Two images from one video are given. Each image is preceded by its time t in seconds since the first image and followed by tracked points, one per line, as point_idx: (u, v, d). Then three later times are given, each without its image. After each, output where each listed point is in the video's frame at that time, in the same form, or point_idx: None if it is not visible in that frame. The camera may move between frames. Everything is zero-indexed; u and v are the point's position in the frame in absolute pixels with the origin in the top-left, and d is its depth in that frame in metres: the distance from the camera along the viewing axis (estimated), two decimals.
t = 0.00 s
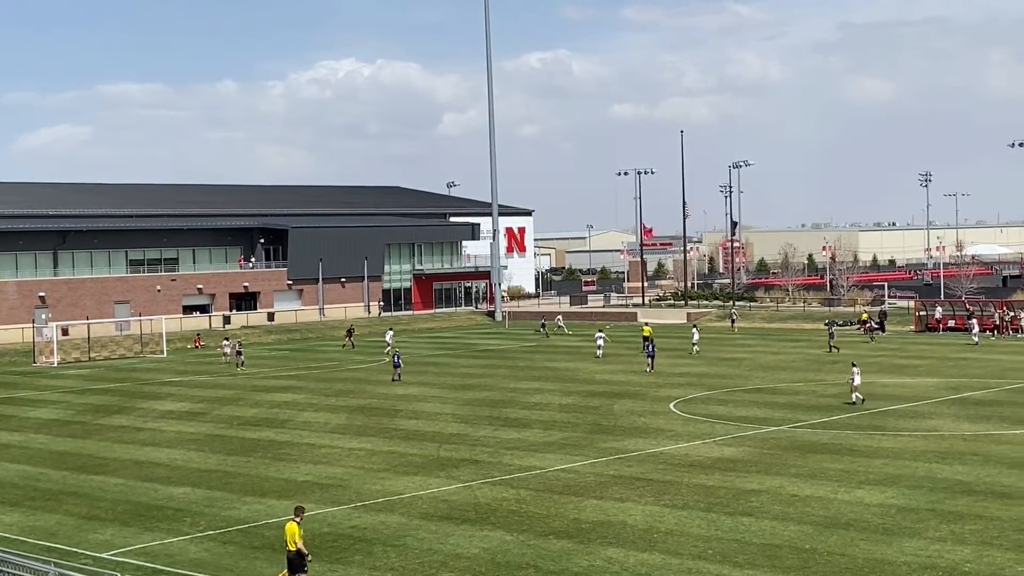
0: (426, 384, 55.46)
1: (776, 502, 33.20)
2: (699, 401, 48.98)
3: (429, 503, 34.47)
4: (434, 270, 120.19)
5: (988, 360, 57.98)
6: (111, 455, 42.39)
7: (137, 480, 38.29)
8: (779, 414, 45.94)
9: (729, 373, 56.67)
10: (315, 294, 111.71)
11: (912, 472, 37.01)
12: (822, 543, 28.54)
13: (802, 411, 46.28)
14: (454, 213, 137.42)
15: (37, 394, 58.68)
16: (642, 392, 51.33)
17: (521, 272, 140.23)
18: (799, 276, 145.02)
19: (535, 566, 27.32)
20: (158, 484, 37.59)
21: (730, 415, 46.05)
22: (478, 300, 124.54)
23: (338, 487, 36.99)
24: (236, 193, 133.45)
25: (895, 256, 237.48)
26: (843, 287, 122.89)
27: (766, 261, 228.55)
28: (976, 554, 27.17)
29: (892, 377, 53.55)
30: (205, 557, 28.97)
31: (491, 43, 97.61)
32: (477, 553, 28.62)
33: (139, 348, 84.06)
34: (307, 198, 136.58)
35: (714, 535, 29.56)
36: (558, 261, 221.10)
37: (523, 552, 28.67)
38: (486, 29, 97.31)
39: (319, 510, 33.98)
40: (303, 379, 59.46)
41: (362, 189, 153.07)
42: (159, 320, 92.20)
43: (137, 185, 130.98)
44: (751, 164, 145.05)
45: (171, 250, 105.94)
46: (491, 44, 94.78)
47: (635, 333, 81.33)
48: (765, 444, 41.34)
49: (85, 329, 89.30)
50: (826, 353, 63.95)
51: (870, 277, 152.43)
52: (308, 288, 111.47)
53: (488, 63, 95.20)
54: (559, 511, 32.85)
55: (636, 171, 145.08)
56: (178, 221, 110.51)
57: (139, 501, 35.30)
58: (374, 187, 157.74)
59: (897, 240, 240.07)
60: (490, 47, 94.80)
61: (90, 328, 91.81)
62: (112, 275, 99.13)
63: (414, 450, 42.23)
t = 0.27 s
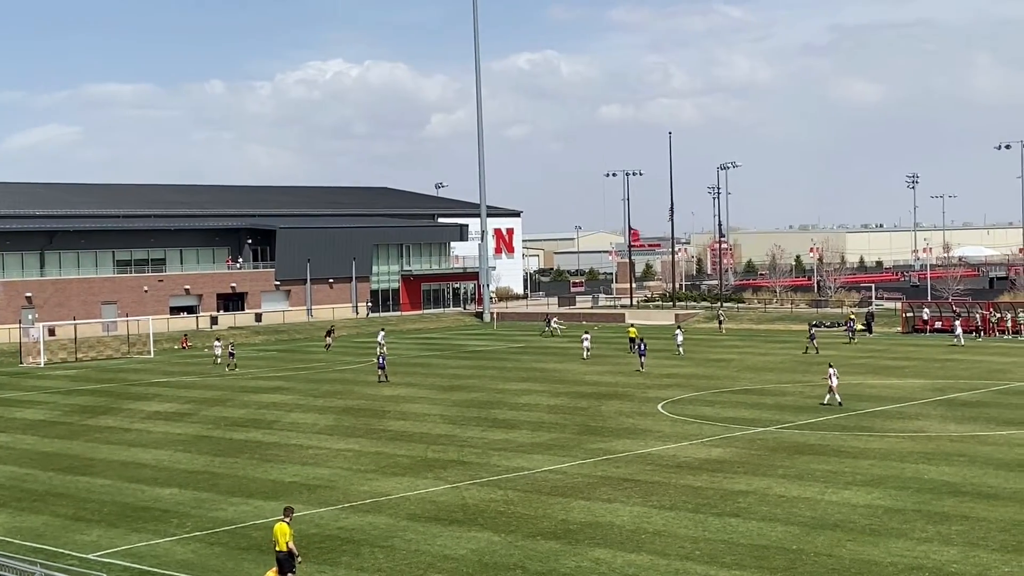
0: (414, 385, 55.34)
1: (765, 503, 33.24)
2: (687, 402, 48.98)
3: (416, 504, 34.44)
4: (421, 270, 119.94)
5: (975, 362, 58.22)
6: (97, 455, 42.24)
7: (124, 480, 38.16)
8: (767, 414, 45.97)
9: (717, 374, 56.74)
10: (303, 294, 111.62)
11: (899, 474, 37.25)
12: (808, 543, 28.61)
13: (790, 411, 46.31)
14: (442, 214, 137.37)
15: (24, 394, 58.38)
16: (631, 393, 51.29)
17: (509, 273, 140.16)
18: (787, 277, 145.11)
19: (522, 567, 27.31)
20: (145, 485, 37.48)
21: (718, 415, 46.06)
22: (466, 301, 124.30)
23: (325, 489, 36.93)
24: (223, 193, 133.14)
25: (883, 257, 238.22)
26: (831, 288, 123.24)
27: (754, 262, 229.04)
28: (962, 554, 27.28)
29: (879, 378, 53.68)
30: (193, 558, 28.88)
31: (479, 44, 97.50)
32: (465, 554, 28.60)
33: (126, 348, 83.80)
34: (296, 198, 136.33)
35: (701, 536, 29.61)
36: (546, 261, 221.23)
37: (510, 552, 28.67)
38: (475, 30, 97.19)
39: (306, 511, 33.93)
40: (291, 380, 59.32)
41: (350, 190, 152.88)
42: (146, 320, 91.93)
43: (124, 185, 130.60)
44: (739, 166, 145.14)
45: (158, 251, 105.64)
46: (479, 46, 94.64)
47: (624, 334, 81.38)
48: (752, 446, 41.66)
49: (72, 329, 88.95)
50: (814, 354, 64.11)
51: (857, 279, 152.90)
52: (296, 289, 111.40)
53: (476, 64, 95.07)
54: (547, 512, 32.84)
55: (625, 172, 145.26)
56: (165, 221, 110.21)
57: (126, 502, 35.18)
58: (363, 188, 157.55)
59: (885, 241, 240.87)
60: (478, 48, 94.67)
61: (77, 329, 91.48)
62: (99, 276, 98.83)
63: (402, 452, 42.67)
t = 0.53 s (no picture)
0: (402, 387, 55.24)
1: (754, 506, 33.32)
2: (675, 404, 48.95)
3: (404, 508, 34.40)
4: (410, 272, 119.93)
5: (962, 364, 58.46)
6: (84, 457, 42.08)
7: (111, 483, 38.02)
8: (755, 416, 45.99)
9: (705, 376, 56.80)
10: (291, 296, 111.19)
11: (886, 479, 37.42)
12: (795, 546, 28.67)
13: (777, 413, 46.32)
14: (431, 216, 137.27)
15: (10, 396, 58.08)
16: (619, 396, 51.21)
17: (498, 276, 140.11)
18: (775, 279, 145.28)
19: (510, 569, 27.30)
20: (133, 487, 37.35)
21: (706, 418, 45.99)
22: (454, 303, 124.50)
23: (312, 492, 36.86)
24: (212, 195, 132.83)
25: (870, 260, 238.97)
26: (818, 290, 123.52)
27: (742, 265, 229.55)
28: (948, 556, 27.37)
29: (866, 381, 53.83)
30: (180, 560, 28.80)
31: (468, 47, 97.49)
32: (453, 557, 28.57)
33: (114, 350, 83.50)
34: (284, 200, 136.07)
35: (689, 538, 29.65)
36: (535, 264, 221.24)
37: (498, 554, 28.67)
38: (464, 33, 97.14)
39: (294, 513, 33.87)
40: (279, 382, 59.16)
41: (339, 192, 152.67)
42: (134, 322, 91.62)
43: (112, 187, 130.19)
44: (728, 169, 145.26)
45: (146, 252, 105.30)
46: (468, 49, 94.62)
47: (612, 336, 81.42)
48: (740, 448, 41.84)
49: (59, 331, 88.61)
50: (801, 357, 64.26)
51: (845, 281, 153.31)
52: (285, 291, 110.96)
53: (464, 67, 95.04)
54: (535, 514, 32.84)
55: (614, 175, 145.37)
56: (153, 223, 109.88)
57: (114, 504, 35.05)
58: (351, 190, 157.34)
59: (873, 244, 241.61)
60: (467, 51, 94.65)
61: (64, 330, 91.11)
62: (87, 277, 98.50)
63: (389, 454, 42.63)
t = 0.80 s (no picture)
0: (391, 390, 55.12)
1: (743, 511, 33.36)
2: (663, 407, 48.90)
3: (392, 512, 34.38)
4: (399, 275, 119.92)
5: (950, 368, 58.63)
6: (73, 460, 41.90)
7: (100, 485, 37.86)
8: (744, 419, 46.02)
9: (694, 379, 56.82)
10: (280, 298, 110.64)
11: (874, 484, 37.51)
12: (784, 549, 28.71)
13: (766, 416, 46.33)
14: (421, 219, 137.17)
15: None
16: (608, 399, 51.16)
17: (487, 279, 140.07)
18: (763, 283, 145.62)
19: (499, 572, 27.30)
20: (122, 490, 37.20)
21: (695, 422, 46.00)
22: (444, 306, 124.41)
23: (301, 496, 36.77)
24: (201, 198, 132.50)
25: (859, 264, 239.63)
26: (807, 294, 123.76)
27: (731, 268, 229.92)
28: (936, 560, 27.45)
29: (854, 384, 53.90)
30: (168, 563, 28.69)
31: (458, 51, 97.44)
32: (441, 560, 28.54)
33: (102, 353, 83.22)
34: (274, 202, 135.80)
35: (678, 541, 29.66)
36: (524, 267, 221.28)
37: (487, 558, 28.63)
38: (454, 37, 97.06)
39: (283, 516, 33.77)
40: (268, 385, 58.99)
41: (328, 194, 152.43)
42: (122, 324, 91.30)
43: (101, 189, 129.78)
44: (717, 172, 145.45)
45: (135, 255, 104.98)
46: (458, 52, 94.55)
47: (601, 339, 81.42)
48: (729, 452, 41.86)
49: (47, 333, 88.27)
50: (790, 360, 64.36)
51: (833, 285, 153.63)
52: (274, 293, 110.34)
53: (455, 71, 94.96)
54: (524, 518, 32.83)
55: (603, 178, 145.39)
56: (142, 225, 109.56)
57: (102, 507, 34.90)
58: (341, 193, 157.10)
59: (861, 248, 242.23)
60: (458, 54, 94.58)
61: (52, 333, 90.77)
62: (76, 280, 98.20)
63: (378, 457, 42.57)
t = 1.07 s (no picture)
0: (380, 393, 54.96)
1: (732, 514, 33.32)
2: (654, 411, 48.80)
3: (383, 515, 34.33)
4: (391, 279, 120.10)
5: (940, 372, 58.75)
6: (62, 464, 41.71)
7: (89, 489, 37.71)
8: (735, 423, 45.98)
9: (685, 384, 56.79)
10: (271, 302, 110.35)
11: (864, 489, 37.56)
12: (775, 553, 28.71)
13: (756, 421, 46.31)
14: (412, 222, 137.07)
15: None
16: (599, 403, 51.12)
17: (479, 283, 140.06)
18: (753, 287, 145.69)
19: None
20: (111, 494, 37.04)
21: (686, 426, 45.97)
22: (435, 309, 124.99)
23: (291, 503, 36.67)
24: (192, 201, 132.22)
25: (849, 269, 240.13)
26: (798, 298, 123.90)
27: (722, 273, 230.21)
28: (927, 564, 27.48)
29: (845, 388, 53.95)
30: (158, 566, 28.58)
31: (450, 53, 97.29)
32: (432, 564, 28.46)
33: (92, 356, 82.96)
34: (264, 206, 135.57)
35: (668, 545, 29.66)
36: (515, 271, 221.30)
37: (478, 562, 28.56)
38: (446, 40, 96.95)
39: (273, 520, 33.66)
40: (258, 388, 58.81)
41: (319, 198, 152.20)
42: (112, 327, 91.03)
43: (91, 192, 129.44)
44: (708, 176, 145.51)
45: (125, 258, 104.71)
46: (450, 56, 94.43)
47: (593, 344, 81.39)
48: (719, 456, 41.92)
49: (37, 336, 87.99)
50: (781, 365, 64.40)
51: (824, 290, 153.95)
52: (264, 297, 110.11)
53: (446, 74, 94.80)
54: (514, 522, 32.81)
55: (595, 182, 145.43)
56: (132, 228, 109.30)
57: (91, 510, 34.74)
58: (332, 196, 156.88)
59: (852, 253, 242.66)
60: (449, 58, 94.46)
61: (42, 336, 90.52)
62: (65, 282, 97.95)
63: (369, 461, 42.53)
